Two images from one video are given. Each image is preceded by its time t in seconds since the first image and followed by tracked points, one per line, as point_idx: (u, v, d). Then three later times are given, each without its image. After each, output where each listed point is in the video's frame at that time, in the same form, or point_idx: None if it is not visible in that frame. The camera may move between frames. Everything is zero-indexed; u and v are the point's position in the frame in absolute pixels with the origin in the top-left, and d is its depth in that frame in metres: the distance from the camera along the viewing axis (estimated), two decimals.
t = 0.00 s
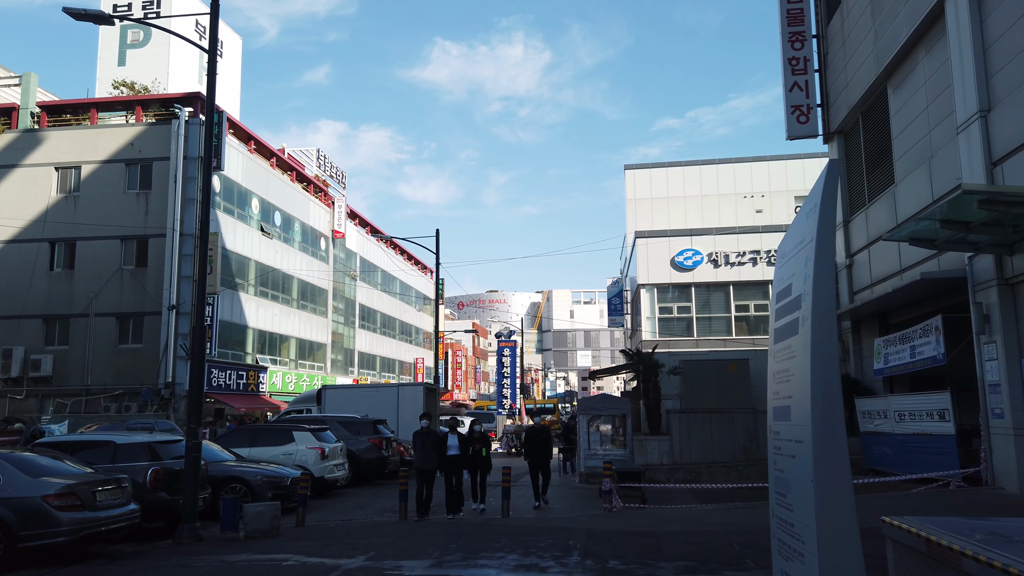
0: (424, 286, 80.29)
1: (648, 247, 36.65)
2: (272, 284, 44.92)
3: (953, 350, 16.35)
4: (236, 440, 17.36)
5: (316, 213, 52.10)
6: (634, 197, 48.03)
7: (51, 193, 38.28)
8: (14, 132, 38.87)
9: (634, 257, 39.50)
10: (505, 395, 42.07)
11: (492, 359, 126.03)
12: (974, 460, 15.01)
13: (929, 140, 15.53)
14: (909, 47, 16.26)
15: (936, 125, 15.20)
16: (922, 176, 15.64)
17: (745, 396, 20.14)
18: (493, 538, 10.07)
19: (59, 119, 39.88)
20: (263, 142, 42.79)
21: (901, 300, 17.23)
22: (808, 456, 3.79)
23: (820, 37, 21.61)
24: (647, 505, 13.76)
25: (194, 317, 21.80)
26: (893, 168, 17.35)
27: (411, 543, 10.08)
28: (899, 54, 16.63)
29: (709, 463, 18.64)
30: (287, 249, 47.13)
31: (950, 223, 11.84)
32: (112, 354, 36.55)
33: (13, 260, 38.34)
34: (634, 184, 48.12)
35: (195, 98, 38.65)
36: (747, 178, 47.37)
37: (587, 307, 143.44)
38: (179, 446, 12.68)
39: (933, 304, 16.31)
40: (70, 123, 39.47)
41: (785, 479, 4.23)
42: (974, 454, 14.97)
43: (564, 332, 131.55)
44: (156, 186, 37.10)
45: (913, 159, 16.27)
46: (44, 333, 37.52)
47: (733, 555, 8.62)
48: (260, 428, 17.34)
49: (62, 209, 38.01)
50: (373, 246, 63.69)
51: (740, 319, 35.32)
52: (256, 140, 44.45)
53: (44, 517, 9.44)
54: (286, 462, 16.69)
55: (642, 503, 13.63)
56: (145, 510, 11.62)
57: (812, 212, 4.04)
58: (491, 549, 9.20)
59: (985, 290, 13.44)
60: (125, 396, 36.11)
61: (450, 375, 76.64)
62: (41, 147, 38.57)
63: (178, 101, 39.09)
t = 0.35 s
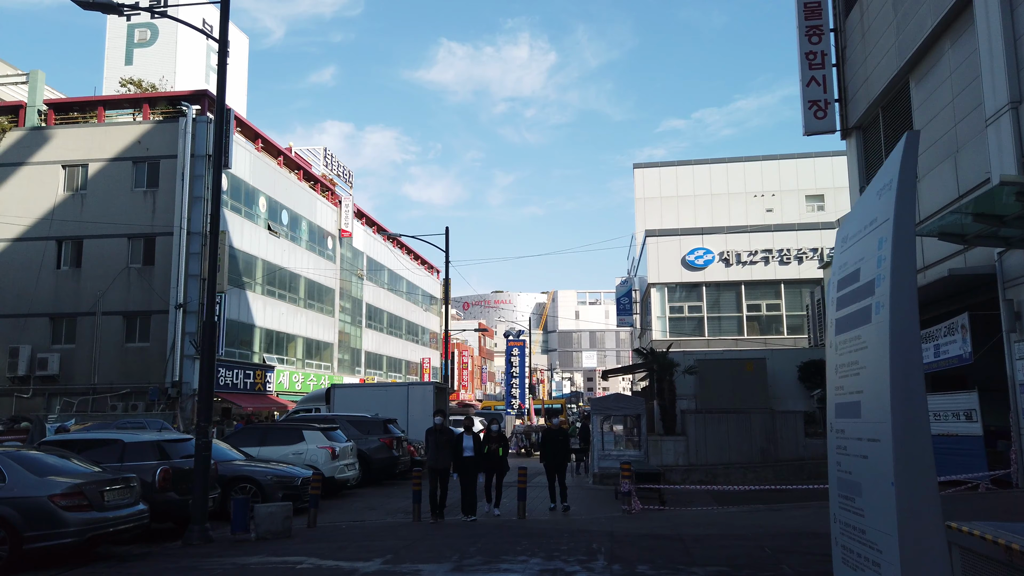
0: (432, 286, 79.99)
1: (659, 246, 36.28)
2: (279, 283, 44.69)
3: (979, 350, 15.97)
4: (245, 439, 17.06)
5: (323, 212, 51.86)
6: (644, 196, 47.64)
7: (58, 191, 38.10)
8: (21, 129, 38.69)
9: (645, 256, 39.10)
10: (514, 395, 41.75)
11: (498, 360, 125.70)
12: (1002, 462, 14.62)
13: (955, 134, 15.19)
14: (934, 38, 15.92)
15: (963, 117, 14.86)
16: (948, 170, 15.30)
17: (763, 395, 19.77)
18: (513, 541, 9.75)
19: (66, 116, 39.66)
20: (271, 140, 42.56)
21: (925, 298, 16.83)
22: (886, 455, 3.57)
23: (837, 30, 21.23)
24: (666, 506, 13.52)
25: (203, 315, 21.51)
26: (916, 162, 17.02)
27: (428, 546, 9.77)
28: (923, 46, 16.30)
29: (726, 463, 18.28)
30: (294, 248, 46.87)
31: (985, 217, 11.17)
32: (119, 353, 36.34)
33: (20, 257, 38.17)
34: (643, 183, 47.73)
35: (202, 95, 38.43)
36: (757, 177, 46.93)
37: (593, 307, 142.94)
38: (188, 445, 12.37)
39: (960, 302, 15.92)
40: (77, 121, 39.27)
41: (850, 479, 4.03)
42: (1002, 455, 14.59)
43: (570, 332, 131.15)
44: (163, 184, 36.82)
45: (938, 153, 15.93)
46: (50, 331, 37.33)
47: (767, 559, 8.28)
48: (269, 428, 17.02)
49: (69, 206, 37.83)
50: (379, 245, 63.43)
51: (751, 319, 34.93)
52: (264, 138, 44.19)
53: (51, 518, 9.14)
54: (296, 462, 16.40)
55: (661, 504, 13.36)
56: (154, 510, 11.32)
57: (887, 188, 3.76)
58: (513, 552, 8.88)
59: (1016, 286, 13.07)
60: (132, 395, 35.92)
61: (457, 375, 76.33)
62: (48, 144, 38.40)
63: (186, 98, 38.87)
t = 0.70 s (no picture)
0: (438, 286, 79.71)
1: (669, 245, 35.91)
2: (286, 283, 44.47)
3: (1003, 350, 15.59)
4: (252, 440, 16.76)
5: (330, 212, 51.68)
6: (652, 195, 47.27)
7: (65, 191, 37.96)
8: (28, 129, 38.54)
9: (654, 255, 38.72)
10: (522, 396, 41.42)
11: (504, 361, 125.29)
12: None
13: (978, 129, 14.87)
14: (955, 31, 15.60)
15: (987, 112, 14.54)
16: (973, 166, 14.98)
17: (778, 397, 19.39)
18: (530, 546, 9.44)
19: (73, 116, 39.54)
20: (278, 140, 42.34)
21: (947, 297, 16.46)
22: (965, 440, 3.68)
23: (854, 24, 20.92)
24: (684, 511, 13.15)
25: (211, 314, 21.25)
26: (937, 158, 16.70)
27: (442, 551, 9.49)
28: (945, 40, 15.97)
29: (742, 466, 17.93)
30: (301, 247, 46.64)
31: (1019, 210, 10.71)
32: (126, 353, 36.16)
33: (26, 257, 38.02)
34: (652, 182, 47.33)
35: (209, 94, 38.28)
36: (767, 176, 46.52)
37: (599, 308, 142.49)
38: (194, 447, 12.09)
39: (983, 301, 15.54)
40: (84, 120, 39.12)
41: (922, 461, 4.11)
42: None
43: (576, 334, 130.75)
44: (170, 184, 36.67)
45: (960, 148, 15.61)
46: (57, 331, 37.19)
47: (797, 568, 7.95)
48: (277, 429, 16.74)
49: (76, 206, 37.70)
50: (386, 245, 63.19)
51: (763, 319, 34.52)
52: (271, 138, 43.96)
53: (53, 522, 8.86)
54: (305, 463, 16.11)
55: (678, 508, 13.04)
56: (159, 514, 11.04)
57: (962, 171, 3.84)
58: (530, 559, 8.60)
59: None
60: (138, 395, 35.70)
61: (464, 375, 76.05)
62: (55, 144, 38.27)
63: (193, 97, 38.69)
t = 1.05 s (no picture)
0: (445, 289, 79.44)
1: (679, 246, 35.49)
2: (293, 286, 44.26)
3: None
4: (259, 445, 16.45)
5: (337, 214, 51.46)
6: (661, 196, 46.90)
7: (71, 193, 37.80)
8: (34, 131, 38.36)
9: (664, 256, 38.32)
10: (531, 399, 41.11)
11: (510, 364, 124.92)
12: None
13: (1003, 124, 14.51)
14: (979, 24, 15.21)
15: (1012, 107, 14.18)
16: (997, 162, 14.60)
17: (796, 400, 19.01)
18: (550, 555, 9.10)
19: (79, 118, 39.37)
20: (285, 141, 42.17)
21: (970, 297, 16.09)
22: None
23: (869, 20, 20.54)
24: (703, 517, 12.77)
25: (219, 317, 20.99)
26: (959, 155, 16.35)
27: (457, 560, 9.17)
28: (968, 32, 15.55)
29: (759, 470, 17.56)
30: (308, 249, 46.41)
31: None
32: (133, 356, 36.02)
33: (33, 260, 37.89)
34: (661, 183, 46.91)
35: (215, 96, 38.13)
36: (777, 176, 46.11)
37: (606, 310, 142.13)
38: (201, 451, 11.78)
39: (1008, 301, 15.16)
40: (90, 122, 38.96)
41: (999, 502, 3.28)
42: None
43: (583, 336, 130.35)
44: (177, 186, 36.54)
45: (984, 145, 15.25)
46: (64, 334, 37.03)
47: None
48: (285, 432, 16.46)
49: (82, 209, 37.55)
50: (393, 247, 62.94)
51: (775, 321, 34.12)
52: (278, 140, 43.73)
53: (56, 530, 8.56)
54: (313, 467, 15.80)
55: (697, 514, 12.65)
56: (165, 521, 10.72)
57: None
58: (549, 569, 8.27)
59: None
60: (145, 399, 35.53)
61: (471, 378, 75.73)
62: (62, 146, 38.12)
63: (199, 99, 38.50)
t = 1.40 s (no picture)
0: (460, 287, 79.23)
1: (699, 242, 35.01)
2: (309, 283, 44.16)
3: None
4: (280, 443, 16.26)
5: (353, 212, 51.31)
6: (679, 192, 46.43)
7: (88, 191, 37.85)
8: (52, 129, 38.44)
9: (683, 253, 37.87)
10: (548, 396, 40.77)
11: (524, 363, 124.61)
12: None
13: None
14: (1017, 9, 14.75)
15: None
16: None
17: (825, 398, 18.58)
18: (585, 557, 8.80)
19: (97, 116, 39.42)
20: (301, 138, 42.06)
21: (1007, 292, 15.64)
22: None
23: (898, 10, 20.06)
24: (735, 518, 12.44)
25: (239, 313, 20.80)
26: (996, 145, 15.89)
27: (487, 561, 8.90)
28: (1006, 18, 15.09)
29: (788, 470, 17.18)
30: (324, 247, 46.31)
31: None
32: (150, 353, 36.02)
33: (50, 258, 37.98)
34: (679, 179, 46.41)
35: (232, 93, 38.04)
36: (798, 171, 45.53)
37: (620, 308, 141.59)
38: (222, 448, 11.57)
39: None
40: (107, 120, 39.01)
41: None
42: None
43: (597, 335, 129.85)
44: (193, 183, 36.50)
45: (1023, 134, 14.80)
46: (82, 332, 37.11)
47: None
48: (305, 429, 16.24)
49: (99, 206, 37.59)
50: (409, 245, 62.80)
51: (797, 318, 33.63)
52: (294, 137, 43.60)
53: (77, 528, 8.35)
54: (334, 465, 15.58)
55: (729, 515, 12.32)
56: (187, 519, 10.52)
57: None
58: (585, 571, 7.97)
59: None
60: (162, 396, 35.52)
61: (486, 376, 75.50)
62: (79, 144, 38.19)
63: (215, 96, 38.41)
